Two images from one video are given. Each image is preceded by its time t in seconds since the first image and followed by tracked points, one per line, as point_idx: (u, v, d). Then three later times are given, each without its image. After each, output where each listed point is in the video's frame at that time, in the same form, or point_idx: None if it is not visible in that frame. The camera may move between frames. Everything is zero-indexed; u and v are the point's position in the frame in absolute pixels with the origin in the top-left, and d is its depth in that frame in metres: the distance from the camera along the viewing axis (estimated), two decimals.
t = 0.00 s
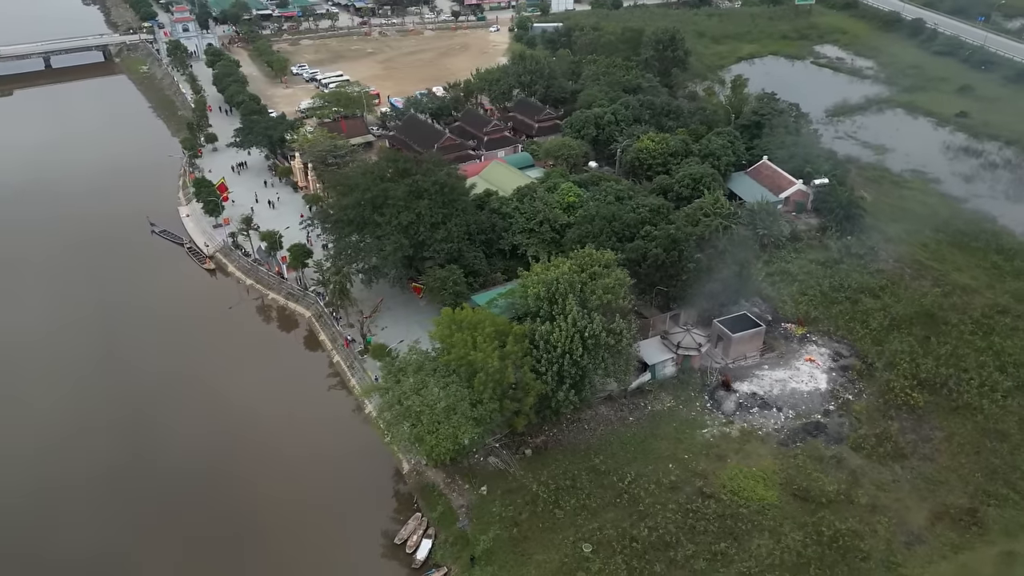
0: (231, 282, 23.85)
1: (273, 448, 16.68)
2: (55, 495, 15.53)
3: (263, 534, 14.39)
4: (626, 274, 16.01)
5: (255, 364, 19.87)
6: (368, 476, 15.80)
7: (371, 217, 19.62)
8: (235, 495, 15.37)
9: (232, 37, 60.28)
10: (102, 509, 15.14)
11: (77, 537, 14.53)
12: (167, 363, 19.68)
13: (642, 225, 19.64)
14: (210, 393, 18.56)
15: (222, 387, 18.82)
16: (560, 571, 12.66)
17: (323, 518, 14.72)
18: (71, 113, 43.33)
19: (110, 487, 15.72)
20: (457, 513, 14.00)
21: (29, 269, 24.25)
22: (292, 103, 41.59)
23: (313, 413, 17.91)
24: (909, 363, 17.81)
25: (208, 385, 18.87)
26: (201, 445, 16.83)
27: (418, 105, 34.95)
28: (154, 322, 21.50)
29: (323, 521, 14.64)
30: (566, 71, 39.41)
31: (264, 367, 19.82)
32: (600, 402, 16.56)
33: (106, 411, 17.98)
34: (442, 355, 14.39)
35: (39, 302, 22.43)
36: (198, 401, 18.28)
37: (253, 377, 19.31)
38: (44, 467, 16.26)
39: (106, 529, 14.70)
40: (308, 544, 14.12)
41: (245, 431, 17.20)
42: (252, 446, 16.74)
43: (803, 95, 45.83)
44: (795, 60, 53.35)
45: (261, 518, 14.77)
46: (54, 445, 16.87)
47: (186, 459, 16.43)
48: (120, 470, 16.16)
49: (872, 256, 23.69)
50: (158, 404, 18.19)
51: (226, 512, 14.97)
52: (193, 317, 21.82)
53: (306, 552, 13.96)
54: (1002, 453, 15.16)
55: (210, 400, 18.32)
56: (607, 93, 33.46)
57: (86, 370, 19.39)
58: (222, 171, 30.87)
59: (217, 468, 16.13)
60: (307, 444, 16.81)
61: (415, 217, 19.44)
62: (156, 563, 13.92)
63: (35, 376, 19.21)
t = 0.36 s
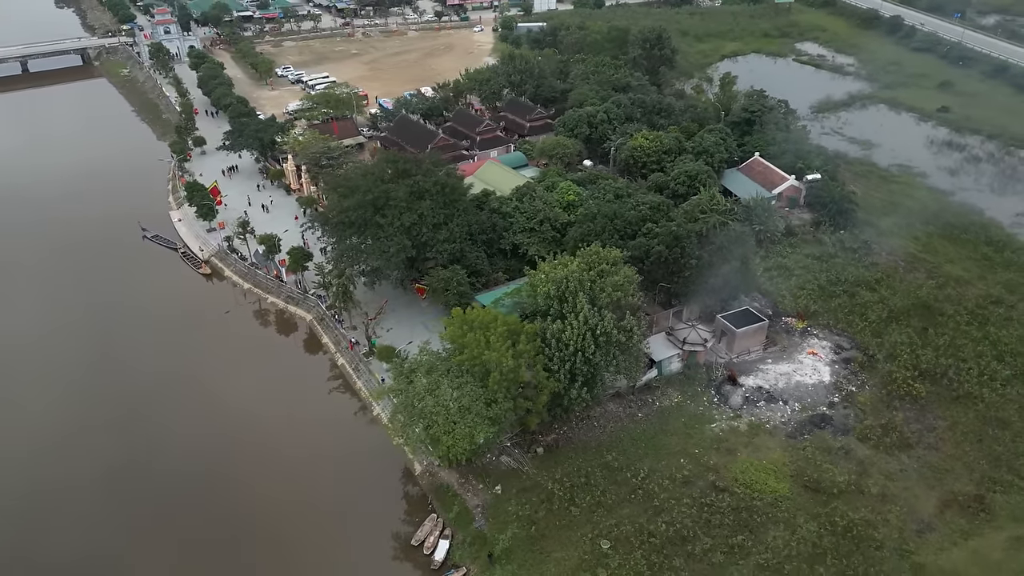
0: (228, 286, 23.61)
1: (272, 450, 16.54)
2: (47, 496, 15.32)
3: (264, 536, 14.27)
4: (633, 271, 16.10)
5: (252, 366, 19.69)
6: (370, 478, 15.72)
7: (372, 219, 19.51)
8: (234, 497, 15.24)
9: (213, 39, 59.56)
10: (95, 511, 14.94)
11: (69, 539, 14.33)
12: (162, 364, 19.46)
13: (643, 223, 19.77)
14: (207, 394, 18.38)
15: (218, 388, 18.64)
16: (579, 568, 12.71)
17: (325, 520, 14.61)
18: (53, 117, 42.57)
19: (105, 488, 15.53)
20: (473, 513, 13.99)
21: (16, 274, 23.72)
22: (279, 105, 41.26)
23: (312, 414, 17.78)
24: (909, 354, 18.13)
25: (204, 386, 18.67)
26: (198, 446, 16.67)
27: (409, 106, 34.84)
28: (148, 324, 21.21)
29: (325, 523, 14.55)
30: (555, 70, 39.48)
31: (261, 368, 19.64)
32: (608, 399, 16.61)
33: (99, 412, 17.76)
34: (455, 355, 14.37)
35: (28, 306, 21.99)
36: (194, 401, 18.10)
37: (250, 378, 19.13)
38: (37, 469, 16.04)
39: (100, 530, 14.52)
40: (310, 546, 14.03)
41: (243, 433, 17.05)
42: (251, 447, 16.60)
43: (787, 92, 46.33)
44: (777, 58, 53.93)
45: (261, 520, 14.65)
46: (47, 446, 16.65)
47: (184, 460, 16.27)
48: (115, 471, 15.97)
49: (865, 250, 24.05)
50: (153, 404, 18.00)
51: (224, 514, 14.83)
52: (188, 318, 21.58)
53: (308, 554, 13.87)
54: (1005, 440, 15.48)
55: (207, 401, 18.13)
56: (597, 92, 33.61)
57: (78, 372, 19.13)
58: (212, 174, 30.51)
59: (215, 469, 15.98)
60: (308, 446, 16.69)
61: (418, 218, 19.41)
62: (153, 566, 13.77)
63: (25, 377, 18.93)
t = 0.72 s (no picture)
0: (230, 291, 23.39)
1: (277, 452, 16.46)
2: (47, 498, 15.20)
3: (269, 537, 14.22)
4: (645, 269, 16.19)
5: (254, 368, 19.58)
6: (377, 481, 15.66)
7: (379, 220, 19.47)
8: (238, 499, 15.16)
9: (199, 40, 58.98)
10: (97, 513, 14.84)
11: (70, 542, 14.20)
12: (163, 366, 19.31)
13: (649, 220, 19.89)
14: (210, 395, 18.25)
15: (221, 390, 18.53)
16: (603, 565, 12.76)
17: (332, 521, 14.57)
18: (39, 120, 41.94)
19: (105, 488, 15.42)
20: (494, 513, 14.00)
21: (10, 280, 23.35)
22: (271, 107, 40.97)
23: (318, 417, 17.71)
24: (913, 347, 18.42)
25: (207, 387, 18.56)
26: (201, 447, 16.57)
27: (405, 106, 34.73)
28: (148, 326, 21.02)
29: (332, 525, 14.49)
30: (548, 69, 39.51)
31: (264, 371, 19.52)
32: (621, 396, 16.67)
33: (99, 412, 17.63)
34: (473, 355, 14.39)
35: (23, 312, 21.65)
36: (197, 403, 17.99)
37: (252, 380, 19.03)
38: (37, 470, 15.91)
39: (101, 532, 14.42)
40: (315, 548, 13.98)
41: (247, 434, 16.95)
42: (256, 450, 16.50)
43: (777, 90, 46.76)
44: (764, 57, 54.35)
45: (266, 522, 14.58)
46: (46, 448, 16.53)
47: (185, 461, 16.15)
48: (118, 473, 15.84)
49: (864, 244, 24.36)
50: (154, 406, 17.87)
51: (227, 517, 14.74)
52: (188, 321, 21.39)
53: (315, 556, 13.81)
54: (1013, 430, 15.77)
55: (209, 402, 18.02)
56: (593, 91, 33.73)
57: (79, 373, 18.95)
58: (208, 177, 30.23)
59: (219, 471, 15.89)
60: (313, 448, 16.62)
61: (425, 219, 19.39)
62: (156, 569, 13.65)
63: (23, 379, 18.73)
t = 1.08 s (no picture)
0: (235, 295, 23.28)
1: (286, 456, 16.44)
2: (48, 507, 15.19)
3: (278, 542, 14.22)
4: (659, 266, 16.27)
5: (261, 372, 19.56)
6: (387, 484, 15.63)
7: (388, 222, 19.50)
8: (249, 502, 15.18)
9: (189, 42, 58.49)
10: (106, 518, 14.87)
11: (75, 549, 14.24)
12: (167, 372, 19.25)
13: (657, 218, 19.97)
14: (215, 400, 18.22)
15: (226, 394, 18.49)
16: (627, 562, 12.83)
17: (340, 525, 14.55)
18: (29, 124, 41.43)
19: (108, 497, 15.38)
20: (516, 512, 14.03)
21: (12, 287, 23.15)
22: (267, 109, 40.70)
23: (325, 420, 17.67)
24: (920, 340, 18.62)
25: (212, 392, 18.51)
26: (207, 452, 16.53)
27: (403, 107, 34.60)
28: (152, 331, 20.94)
29: (340, 529, 14.47)
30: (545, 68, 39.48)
31: (270, 375, 19.46)
32: (636, 393, 16.72)
33: (102, 418, 17.60)
34: (491, 355, 14.40)
35: (26, 320, 21.49)
36: (202, 407, 17.95)
37: (260, 383, 19.02)
38: (39, 478, 15.93)
39: (112, 538, 14.46)
40: (324, 552, 13.99)
41: (253, 438, 16.93)
42: (262, 454, 16.45)
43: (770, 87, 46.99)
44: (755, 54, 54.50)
45: (273, 527, 14.56)
46: (48, 455, 16.53)
47: (190, 466, 16.14)
48: (129, 477, 15.86)
49: (866, 240, 24.58)
50: (158, 411, 17.84)
51: (233, 522, 14.73)
52: (193, 326, 21.32)
53: (324, 560, 13.82)
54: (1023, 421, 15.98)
55: (218, 406, 18.02)
56: (591, 91, 33.79)
57: (86, 379, 18.95)
58: (206, 180, 30.02)
59: (224, 476, 15.84)
60: (321, 452, 16.58)
61: (434, 220, 19.37)
62: (166, 575, 13.67)
63: (25, 388, 18.71)
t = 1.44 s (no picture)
0: (243, 298, 23.15)
1: (302, 457, 16.41)
2: (63, 509, 15.20)
3: (297, 544, 14.21)
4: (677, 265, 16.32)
5: (274, 374, 19.53)
6: (402, 485, 15.60)
7: (402, 223, 19.50)
8: (267, 504, 15.15)
9: (183, 44, 58.09)
10: (125, 522, 14.84)
11: (96, 554, 14.19)
12: (176, 374, 19.20)
13: (669, 217, 20.06)
14: (228, 402, 18.16)
15: (236, 396, 18.44)
16: (655, 560, 12.89)
17: (359, 527, 14.54)
18: (24, 128, 41.02)
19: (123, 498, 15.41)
20: (541, 512, 14.07)
21: (17, 293, 22.96)
22: (265, 111, 40.51)
23: (337, 422, 17.62)
24: (931, 336, 18.81)
25: (222, 395, 18.47)
26: (219, 454, 16.53)
27: (404, 107, 34.53)
28: (161, 334, 20.86)
29: (354, 530, 14.45)
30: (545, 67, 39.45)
31: (282, 377, 19.41)
32: (654, 392, 16.75)
33: (113, 421, 17.60)
34: (514, 356, 14.42)
35: (31, 326, 21.28)
36: (212, 410, 17.91)
37: (272, 385, 18.99)
38: (51, 481, 15.92)
39: (131, 542, 14.42)
40: (345, 553, 13.98)
41: (268, 441, 16.89)
42: (274, 456, 16.42)
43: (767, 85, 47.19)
44: (749, 53, 54.59)
45: (287, 528, 14.55)
46: (60, 457, 16.53)
47: (202, 469, 16.12)
48: (146, 480, 15.82)
49: (871, 237, 24.77)
50: (168, 414, 17.80)
51: (247, 524, 14.71)
52: (202, 328, 21.27)
53: (345, 561, 13.82)
54: None
55: (233, 408, 17.98)
56: (592, 90, 33.87)
57: (98, 384, 18.86)
58: (209, 183, 29.86)
59: (237, 478, 15.83)
60: (335, 454, 16.55)
61: (448, 220, 19.37)
62: None
63: (34, 392, 18.64)
